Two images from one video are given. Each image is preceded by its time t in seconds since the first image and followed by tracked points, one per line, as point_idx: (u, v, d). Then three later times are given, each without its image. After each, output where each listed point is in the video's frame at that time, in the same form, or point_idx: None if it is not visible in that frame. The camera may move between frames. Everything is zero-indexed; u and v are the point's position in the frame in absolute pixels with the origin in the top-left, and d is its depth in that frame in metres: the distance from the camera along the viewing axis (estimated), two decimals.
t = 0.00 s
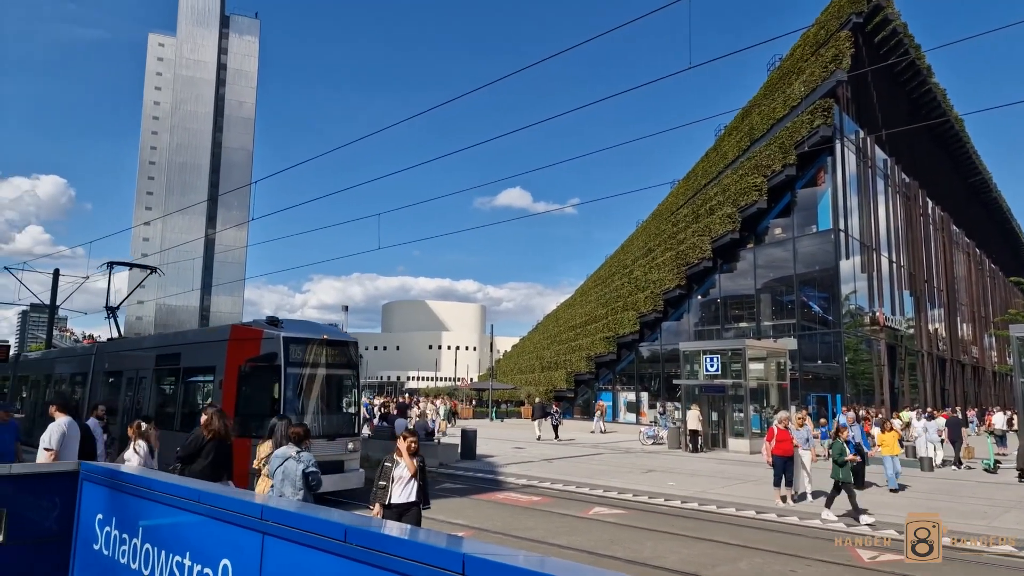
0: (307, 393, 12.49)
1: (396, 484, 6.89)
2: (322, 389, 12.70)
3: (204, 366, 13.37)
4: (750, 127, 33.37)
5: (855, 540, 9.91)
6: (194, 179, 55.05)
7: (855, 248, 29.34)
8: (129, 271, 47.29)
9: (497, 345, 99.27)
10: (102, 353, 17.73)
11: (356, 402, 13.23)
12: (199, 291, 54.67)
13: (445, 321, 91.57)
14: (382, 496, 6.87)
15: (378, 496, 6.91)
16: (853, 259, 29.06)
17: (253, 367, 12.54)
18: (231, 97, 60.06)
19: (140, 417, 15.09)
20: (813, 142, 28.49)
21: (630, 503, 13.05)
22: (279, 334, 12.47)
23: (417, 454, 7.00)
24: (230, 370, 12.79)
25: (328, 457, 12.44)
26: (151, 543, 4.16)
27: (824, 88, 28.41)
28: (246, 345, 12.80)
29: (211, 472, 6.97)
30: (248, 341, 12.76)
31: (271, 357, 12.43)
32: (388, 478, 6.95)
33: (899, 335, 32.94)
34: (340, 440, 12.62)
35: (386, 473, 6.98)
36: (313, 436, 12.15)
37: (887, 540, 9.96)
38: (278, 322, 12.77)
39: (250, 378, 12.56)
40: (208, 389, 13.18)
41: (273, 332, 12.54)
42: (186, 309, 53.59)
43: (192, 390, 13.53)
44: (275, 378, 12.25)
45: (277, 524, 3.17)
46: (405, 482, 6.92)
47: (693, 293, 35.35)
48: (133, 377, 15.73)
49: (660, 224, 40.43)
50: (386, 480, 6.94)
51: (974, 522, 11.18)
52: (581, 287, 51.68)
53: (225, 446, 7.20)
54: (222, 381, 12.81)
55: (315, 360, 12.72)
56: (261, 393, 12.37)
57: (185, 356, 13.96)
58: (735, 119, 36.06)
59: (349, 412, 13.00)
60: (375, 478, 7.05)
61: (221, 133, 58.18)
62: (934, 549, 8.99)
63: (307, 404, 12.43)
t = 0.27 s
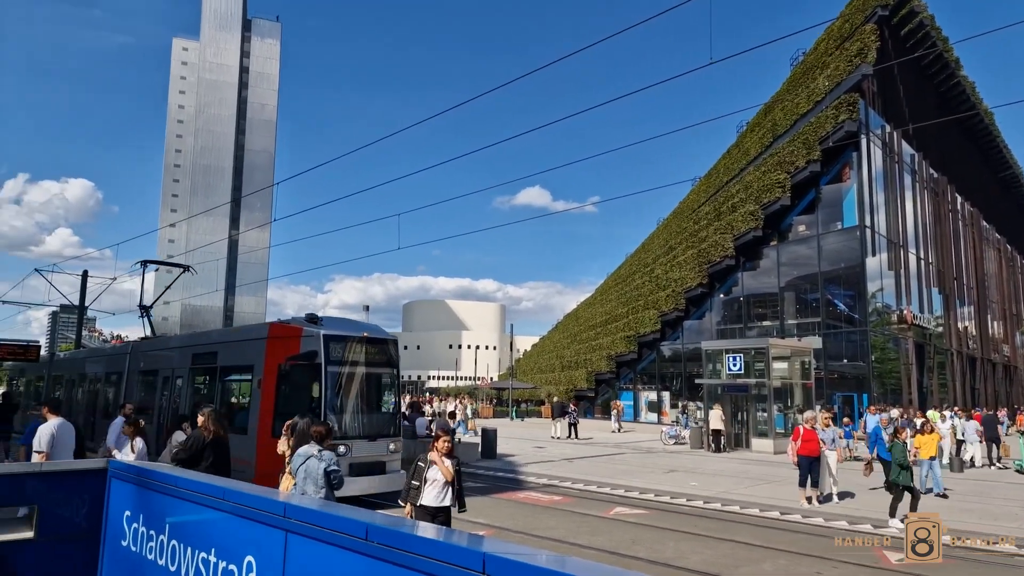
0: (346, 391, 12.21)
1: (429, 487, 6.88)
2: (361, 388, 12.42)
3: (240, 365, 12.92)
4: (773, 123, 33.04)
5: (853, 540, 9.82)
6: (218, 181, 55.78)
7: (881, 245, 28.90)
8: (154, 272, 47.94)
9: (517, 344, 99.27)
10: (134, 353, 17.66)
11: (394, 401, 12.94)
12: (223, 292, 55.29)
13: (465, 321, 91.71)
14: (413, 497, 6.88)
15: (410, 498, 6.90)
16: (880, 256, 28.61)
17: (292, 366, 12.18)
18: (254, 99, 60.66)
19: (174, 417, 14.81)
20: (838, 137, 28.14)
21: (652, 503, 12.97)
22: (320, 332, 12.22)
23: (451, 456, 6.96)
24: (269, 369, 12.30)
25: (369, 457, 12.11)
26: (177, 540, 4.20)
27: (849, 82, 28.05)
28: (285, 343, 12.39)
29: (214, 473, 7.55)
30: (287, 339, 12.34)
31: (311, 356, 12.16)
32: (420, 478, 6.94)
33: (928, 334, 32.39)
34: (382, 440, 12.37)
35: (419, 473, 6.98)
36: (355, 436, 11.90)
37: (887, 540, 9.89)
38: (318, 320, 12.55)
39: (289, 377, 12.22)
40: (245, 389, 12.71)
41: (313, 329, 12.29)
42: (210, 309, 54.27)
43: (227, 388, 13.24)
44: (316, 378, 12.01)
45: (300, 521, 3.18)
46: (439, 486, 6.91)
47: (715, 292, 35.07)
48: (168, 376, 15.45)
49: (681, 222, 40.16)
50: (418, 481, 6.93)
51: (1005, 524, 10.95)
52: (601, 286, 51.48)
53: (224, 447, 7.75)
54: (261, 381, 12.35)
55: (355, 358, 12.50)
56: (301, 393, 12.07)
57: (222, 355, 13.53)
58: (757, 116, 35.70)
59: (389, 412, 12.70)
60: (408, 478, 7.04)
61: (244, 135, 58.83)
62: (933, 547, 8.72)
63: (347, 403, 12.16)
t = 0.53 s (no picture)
0: (379, 390, 11.72)
1: (461, 490, 6.76)
2: (398, 386, 11.96)
3: (275, 363, 12.89)
4: (794, 118, 32.73)
5: (851, 541, 9.61)
6: (238, 181, 56.32)
7: (904, 241, 28.48)
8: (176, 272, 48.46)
9: (535, 342, 99.29)
10: (164, 351, 17.66)
11: (430, 400, 12.42)
12: (243, 291, 55.81)
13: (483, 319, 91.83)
14: (446, 502, 6.75)
15: (442, 502, 6.77)
16: (903, 252, 28.21)
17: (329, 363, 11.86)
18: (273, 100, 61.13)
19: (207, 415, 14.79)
20: (860, 132, 27.76)
21: (672, 501, 12.91)
22: (357, 328, 11.85)
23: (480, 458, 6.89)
24: (303, 366, 12.27)
25: (408, 458, 11.63)
26: (199, 536, 4.23)
27: (872, 76, 27.67)
28: (320, 339, 12.25)
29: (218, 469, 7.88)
30: (325, 336, 12.11)
31: (348, 353, 11.77)
32: (449, 482, 6.82)
33: (953, 331, 31.92)
34: (420, 440, 11.88)
35: (450, 477, 6.84)
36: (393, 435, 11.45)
37: (887, 541, 9.64)
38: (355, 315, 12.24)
39: (326, 375, 11.92)
40: (278, 387, 12.77)
41: (349, 326, 11.91)
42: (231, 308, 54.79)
43: (262, 386, 13.20)
44: (354, 375, 11.61)
45: (320, 518, 3.18)
46: (472, 489, 6.81)
47: (734, 289, 34.83)
48: (199, 374, 15.47)
49: (700, 219, 39.90)
50: (448, 485, 6.80)
51: None
52: (619, 284, 51.26)
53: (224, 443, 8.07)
54: (296, 379, 12.31)
55: (391, 356, 12.08)
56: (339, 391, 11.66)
57: (255, 352, 13.50)
58: (777, 111, 35.34)
59: (425, 410, 12.21)
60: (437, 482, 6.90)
61: (264, 136, 59.35)
62: (934, 547, 9.00)
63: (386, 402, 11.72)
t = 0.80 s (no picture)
0: (415, 387, 11.15)
1: (492, 489, 6.72)
2: (436, 383, 11.39)
3: (310, 360, 12.55)
4: (814, 113, 32.40)
5: (851, 541, 9.46)
6: (257, 180, 56.76)
7: (927, 237, 28.06)
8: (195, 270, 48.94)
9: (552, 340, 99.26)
10: (194, 347, 17.45)
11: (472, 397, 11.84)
12: (262, 289, 56.25)
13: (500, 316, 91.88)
14: (477, 502, 6.70)
15: (474, 502, 6.72)
16: (926, 248, 27.79)
17: (368, 361, 11.30)
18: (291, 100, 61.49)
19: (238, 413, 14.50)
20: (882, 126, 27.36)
21: (689, 500, 12.85)
22: (395, 323, 11.27)
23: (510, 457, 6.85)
24: (339, 363, 11.84)
25: (450, 459, 11.12)
26: (220, 531, 4.25)
27: (894, 69, 27.26)
28: (356, 335, 11.72)
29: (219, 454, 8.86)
30: (362, 332, 11.61)
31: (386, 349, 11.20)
32: (479, 480, 6.75)
33: (977, 328, 31.42)
34: (461, 440, 11.36)
35: (480, 477, 6.77)
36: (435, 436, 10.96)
37: (890, 542, 9.45)
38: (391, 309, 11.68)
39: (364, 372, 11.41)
40: (313, 383, 12.45)
41: (387, 321, 11.33)
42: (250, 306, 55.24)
43: (298, 384, 12.87)
44: (394, 373, 11.05)
45: (338, 514, 3.17)
46: (502, 488, 6.77)
47: (754, 286, 34.56)
48: (230, 371, 15.23)
49: (718, 216, 39.61)
50: (479, 485, 6.73)
51: None
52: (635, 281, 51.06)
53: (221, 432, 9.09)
54: (332, 376, 11.90)
55: (430, 352, 11.52)
56: (377, 390, 11.11)
57: (289, 348, 13.17)
58: (797, 105, 34.94)
59: (466, 409, 11.64)
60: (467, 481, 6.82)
61: (282, 135, 59.76)
62: (933, 547, 9.00)
63: (425, 401, 11.19)
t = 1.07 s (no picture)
0: (450, 385, 10.97)
1: (523, 493, 6.15)
2: (470, 380, 11.24)
3: (340, 357, 12.24)
4: (830, 109, 32.14)
5: (852, 541, 9.29)
6: (272, 180, 57.12)
7: (946, 233, 27.72)
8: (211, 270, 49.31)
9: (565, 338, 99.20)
10: (219, 344, 17.11)
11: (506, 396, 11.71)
12: (277, 288, 56.60)
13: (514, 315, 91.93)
14: (508, 505, 6.16)
15: (504, 505, 6.19)
16: (945, 245, 27.47)
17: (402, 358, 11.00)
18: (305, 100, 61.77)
19: (264, 412, 14.06)
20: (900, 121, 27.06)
21: (705, 499, 12.78)
22: (432, 320, 11.10)
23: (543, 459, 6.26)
24: (373, 360, 11.49)
25: (486, 459, 10.97)
26: (236, 528, 4.27)
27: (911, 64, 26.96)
28: (391, 331, 11.49)
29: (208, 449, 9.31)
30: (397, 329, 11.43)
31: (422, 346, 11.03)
32: (512, 483, 6.21)
33: (996, 326, 31.03)
34: (500, 441, 11.22)
35: (512, 478, 6.24)
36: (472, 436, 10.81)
37: (891, 542, 9.27)
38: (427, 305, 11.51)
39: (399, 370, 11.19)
40: (343, 382, 12.09)
41: (423, 318, 11.16)
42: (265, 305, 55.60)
43: (327, 382, 12.48)
44: (430, 371, 10.89)
45: (353, 513, 3.17)
46: (535, 492, 6.18)
47: (769, 284, 34.34)
48: (256, 369, 14.81)
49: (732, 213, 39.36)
50: (510, 487, 6.21)
51: None
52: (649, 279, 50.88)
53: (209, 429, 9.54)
54: (365, 373, 11.51)
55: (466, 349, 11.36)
56: (413, 388, 10.93)
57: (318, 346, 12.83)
58: (813, 101, 34.69)
59: (501, 408, 11.49)
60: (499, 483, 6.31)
61: (296, 135, 60.11)
62: (933, 547, 8.80)
63: (462, 400, 11.03)
